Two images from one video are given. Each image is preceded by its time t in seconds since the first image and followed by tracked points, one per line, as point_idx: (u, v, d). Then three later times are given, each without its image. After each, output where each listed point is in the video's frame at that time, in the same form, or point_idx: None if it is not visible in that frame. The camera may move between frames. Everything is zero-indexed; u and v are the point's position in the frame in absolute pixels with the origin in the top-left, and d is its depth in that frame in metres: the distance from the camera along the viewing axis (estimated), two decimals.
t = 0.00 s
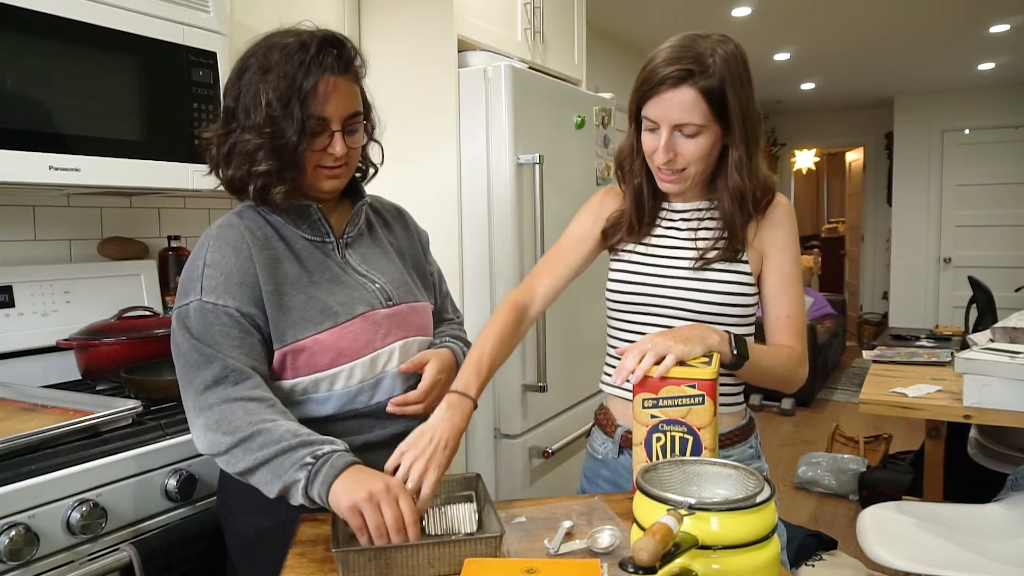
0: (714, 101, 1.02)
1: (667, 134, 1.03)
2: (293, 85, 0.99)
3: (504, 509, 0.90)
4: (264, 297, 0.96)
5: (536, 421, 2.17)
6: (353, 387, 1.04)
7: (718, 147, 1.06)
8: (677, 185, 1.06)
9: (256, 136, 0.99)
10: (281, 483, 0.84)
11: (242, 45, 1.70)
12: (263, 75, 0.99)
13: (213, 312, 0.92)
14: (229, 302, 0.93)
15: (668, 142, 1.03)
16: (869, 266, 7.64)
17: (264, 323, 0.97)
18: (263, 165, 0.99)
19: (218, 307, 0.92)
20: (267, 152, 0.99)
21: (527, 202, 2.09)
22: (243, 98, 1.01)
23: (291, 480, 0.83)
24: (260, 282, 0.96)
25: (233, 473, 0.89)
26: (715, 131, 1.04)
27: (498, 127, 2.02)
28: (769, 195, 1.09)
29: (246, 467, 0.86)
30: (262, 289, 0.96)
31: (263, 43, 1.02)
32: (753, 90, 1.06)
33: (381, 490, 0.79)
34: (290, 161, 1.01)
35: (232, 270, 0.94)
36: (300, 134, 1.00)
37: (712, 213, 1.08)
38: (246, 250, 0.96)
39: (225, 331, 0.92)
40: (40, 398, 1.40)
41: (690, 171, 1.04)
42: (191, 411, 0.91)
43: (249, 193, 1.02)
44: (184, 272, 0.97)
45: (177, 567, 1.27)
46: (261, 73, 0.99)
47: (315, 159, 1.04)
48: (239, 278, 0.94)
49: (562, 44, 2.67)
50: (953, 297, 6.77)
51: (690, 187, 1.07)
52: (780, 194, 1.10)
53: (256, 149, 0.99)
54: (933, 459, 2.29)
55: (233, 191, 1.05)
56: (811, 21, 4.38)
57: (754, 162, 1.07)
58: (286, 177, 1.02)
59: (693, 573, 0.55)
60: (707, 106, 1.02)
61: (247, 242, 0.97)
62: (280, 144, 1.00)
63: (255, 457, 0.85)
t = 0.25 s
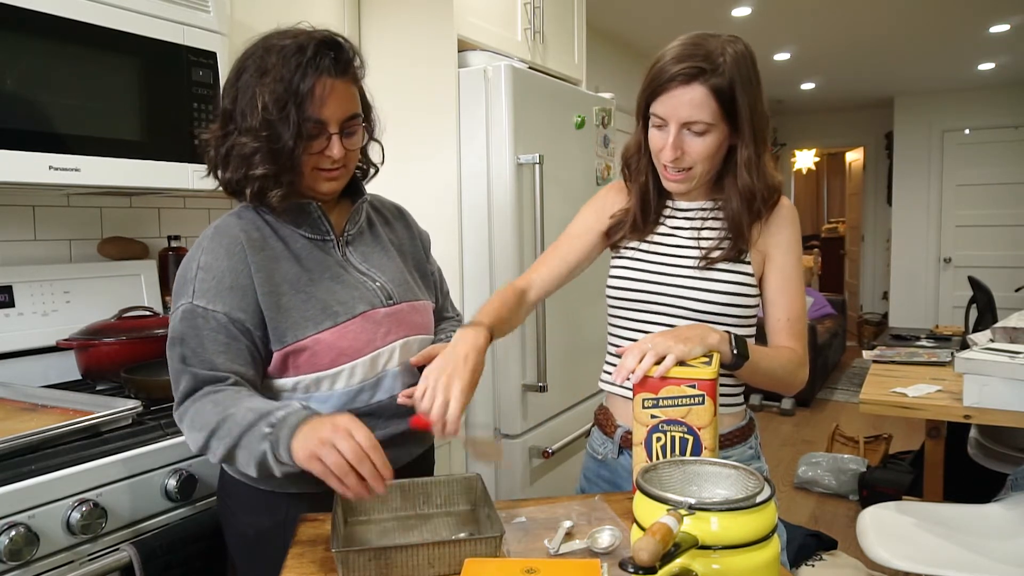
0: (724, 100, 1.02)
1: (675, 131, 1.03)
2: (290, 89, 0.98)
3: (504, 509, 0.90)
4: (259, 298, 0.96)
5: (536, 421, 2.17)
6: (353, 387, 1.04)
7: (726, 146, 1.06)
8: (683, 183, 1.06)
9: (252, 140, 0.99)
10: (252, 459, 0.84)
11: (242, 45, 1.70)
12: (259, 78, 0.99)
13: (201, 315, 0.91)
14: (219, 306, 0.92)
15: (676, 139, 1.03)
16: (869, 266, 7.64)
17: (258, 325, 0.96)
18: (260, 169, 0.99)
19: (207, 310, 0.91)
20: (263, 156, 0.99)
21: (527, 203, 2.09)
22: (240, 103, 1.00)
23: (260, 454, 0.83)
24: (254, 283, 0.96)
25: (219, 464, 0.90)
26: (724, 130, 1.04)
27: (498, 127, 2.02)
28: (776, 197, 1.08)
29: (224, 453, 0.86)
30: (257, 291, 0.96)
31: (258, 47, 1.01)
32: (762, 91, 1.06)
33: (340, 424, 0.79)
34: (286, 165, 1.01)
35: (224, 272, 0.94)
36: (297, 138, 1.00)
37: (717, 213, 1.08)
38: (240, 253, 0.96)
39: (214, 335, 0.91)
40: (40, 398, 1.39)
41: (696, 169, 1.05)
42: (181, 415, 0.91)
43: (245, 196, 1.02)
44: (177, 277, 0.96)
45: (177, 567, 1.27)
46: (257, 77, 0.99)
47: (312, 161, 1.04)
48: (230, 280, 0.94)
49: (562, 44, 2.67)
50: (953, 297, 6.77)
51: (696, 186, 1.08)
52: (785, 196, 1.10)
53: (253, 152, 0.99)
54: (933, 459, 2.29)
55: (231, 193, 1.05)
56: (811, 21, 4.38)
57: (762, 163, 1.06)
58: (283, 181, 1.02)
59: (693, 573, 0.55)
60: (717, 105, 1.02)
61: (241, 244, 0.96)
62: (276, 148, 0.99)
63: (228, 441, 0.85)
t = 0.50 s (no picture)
0: (726, 97, 1.02)
1: (678, 128, 1.03)
2: (288, 88, 0.98)
3: (504, 509, 0.90)
4: (253, 298, 0.96)
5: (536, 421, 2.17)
6: (353, 385, 1.03)
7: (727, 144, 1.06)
8: (684, 181, 1.06)
9: (252, 140, 0.98)
10: (210, 438, 0.86)
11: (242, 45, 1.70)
12: (257, 78, 0.99)
13: (190, 314, 0.92)
14: (209, 306, 0.93)
15: (678, 135, 1.03)
16: (869, 266, 7.64)
17: (252, 323, 0.97)
18: (262, 169, 0.99)
19: (196, 309, 0.92)
20: (264, 156, 0.99)
21: (527, 202, 2.09)
22: (239, 103, 1.00)
23: (213, 432, 0.85)
24: (248, 282, 0.96)
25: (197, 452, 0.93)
26: (726, 127, 1.04)
27: (498, 127, 2.02)
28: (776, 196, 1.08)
29: (192, 440, 0.89)
30: (252, 291, 0.96)
31: (252, 48, 1.01)
32: (762, 89, 1.07)
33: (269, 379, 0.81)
34: (287, 164, 1.01)
35: (216, 272, 0.94)
36: (297, 136, 1.00)
37: (718, 213, 1.08)
38: (233, 253, 0.96)
39: (203, 334, 0.92)
40: (40, 398, 1.39)
41: (697, 167, 1.05)
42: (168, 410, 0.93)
43: (247, 198, 1.02)
44: (173, 276, 0.97)
45: (176, 567, 1.27)
46: (254, 77, 0.99)
47: (314, 159, 1.04)
48: (222, 280, 0.94)
49: (562, 44, 2.67)
50: (953, 297, 6.77)
51: (696, 184, 1.07)
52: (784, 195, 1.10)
53: (253, 153, 0.98)
54: (933, 459, 2.28)
55: (233, 196, 1.04)
56: (811, 21, 4.38)
57: (763, 161, 1.07)
58: (284, 181, 1.02)
59: (693, 573, 0.55)
60: (718, 101, 1.02)
61: (234, 244, 0.96)
62: (278, 147, 0.99)
63: (187, 425, 0.88)
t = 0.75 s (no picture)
0: (722, 93, 1.02)
1: (675, 124, 1.02)
2: (298, 80, 0.98)
3: (504, 509, 0.90)
4: (254, 300, 0.96)
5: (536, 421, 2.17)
6: (354, 387, 1.03)
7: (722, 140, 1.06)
8: (681, 178, 1.05)
9: (268, 137, 0.98)
10: (198, 438, 0.86)
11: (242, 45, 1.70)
12: (264, 73, 0.98)
13: (189, 316, 0.92)
14: (208, 309, 0.93)
15: (676, 132, 1.02)
16: (869, 266, 7.64)
17: (251, 325, 0.97)
18: (280, 164, 0.98)
19: (194, 311, 0.92)
20: (281, 151, 0.98)
21: (527, 202, 2.09)
22: (246, 102, 0.98)
23: (200, 432, 0.85)
24: (249, 284, 0.96)
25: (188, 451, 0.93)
26: (722, 123, 1.04)
27: (498, 127, 2.02)
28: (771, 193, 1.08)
29: (182, 439, 0.89)
30: (252, 293, 0.96)
31: (253, 43, 1.01)
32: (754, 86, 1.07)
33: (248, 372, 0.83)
34: (305, 156, 1.01)
35: (216, 274, 0.94)
36: (312, 129, 1.00)
37: (712, 210, 1.08)
38: (234, 255, 0.96)
39: (200, 335, 0.92)
40: (40, 398, 1.39)
41: (695, 164, 1.04)
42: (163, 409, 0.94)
43: (266, 196, 1.01)
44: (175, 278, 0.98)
45: (176, 567, 1.26)
46: (261, 72, 0.98)
47: (326, 151, 1.04)
48: (222, 282, 0.94)
49: (562, 44, 2.67)
50: (953, 297, 6.77)
51: (692, 182, 1.07)
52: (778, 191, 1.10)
53: (269, 150, 0.98)
54: (933, 459, 2.28)
55: (246, 201, 1.02)
56: (811, 21, 4.38)
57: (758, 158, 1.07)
58: (302, 175, 1.01)
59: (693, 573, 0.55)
60: (714, 97, 1.02)
61: (235, 246, 0.96)
62: (292, 140, 0.99)
63: (177, 424, 0.88)
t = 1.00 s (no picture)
0: (714, 92, 1.02)
1: (668, 123, 1.02)
2: (313, 72, 0.97)
3: (504, 509, 0.90)
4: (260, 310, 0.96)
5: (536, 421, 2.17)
6: (361, 401, 1.03)
7: (715, 139, 1.05)
8: (675, 177, 1.05)
9: (284, 131, 0.96)
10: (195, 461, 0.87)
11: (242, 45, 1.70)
12: (275, 68, 0.96)
13: (194, 326, 0.92)
14: (214, 320, 0.92)
15: (669, 131, 1.02)
16: (869, 266, 7.64)
17: (255, 335, 0.97)
18: (300, 159, 0.97)
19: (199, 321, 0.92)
20: (297, 145, 0.97)
21: (527, 202, 2.09)
22: (256, 99, 0.96)
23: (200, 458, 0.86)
24: (256, 295, 0.95)
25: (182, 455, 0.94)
26: (714, 122, 1.04)
27: (498, 127, 2.02)
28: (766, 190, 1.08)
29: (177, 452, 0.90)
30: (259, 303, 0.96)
31: (259, 38, 0.99)
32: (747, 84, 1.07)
33: (257, 418, 0.85)
34: (326, 149, 1.00)
35: (223, 285, 0.93)
36: (331, 121, 0.99)
37: (707, 210, 1.09)
38: (242, 266, 0.95)
39: (205, 345, 0.92)
40: (40, 398, 1.39)
41: (689, 163, 1.04)
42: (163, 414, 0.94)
43: (286, 194, 1.00)
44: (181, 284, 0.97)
45: (176, 567, 1.26)
46: (272, 66, 0.96)
47: (341, 144, 1.03)
48: (228, 293, 0.94)
49: (562, 44, 2.67)
50: (953, 297, 6.77)
51: (686, 182, 1.07)
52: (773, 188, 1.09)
53: (286, 145, 0.96)
54: (933, 459, 2.28)
55: (264, 201, 1.01)
56: (811, 21, 4.38)
57: (751, 155, 1.06)
58: (323, 169, 1.00)
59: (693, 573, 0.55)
60: (707, 96, 1.02)
61: (243, 257, 0.95)
62: (309, 133, 0.98)
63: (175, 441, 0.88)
